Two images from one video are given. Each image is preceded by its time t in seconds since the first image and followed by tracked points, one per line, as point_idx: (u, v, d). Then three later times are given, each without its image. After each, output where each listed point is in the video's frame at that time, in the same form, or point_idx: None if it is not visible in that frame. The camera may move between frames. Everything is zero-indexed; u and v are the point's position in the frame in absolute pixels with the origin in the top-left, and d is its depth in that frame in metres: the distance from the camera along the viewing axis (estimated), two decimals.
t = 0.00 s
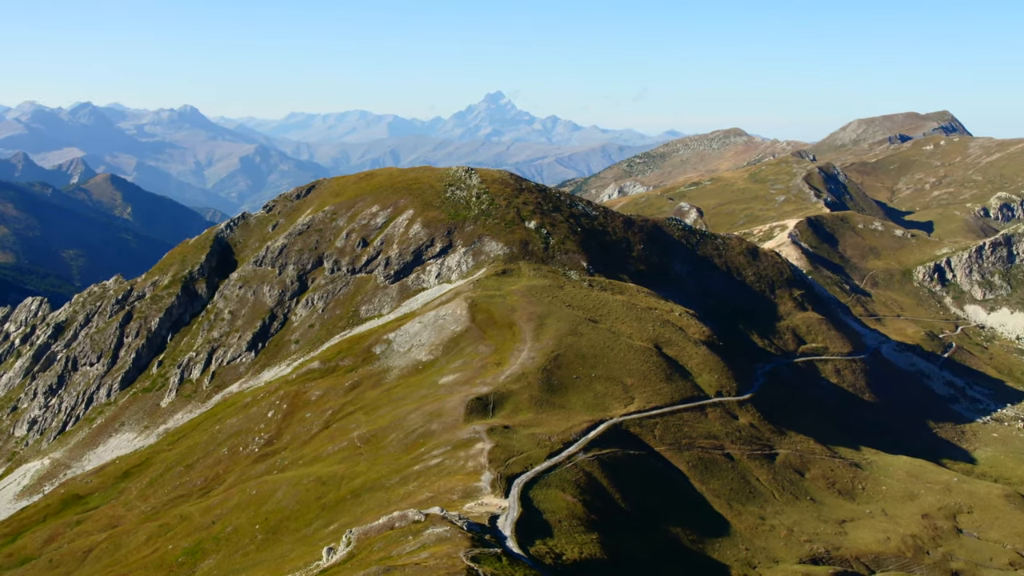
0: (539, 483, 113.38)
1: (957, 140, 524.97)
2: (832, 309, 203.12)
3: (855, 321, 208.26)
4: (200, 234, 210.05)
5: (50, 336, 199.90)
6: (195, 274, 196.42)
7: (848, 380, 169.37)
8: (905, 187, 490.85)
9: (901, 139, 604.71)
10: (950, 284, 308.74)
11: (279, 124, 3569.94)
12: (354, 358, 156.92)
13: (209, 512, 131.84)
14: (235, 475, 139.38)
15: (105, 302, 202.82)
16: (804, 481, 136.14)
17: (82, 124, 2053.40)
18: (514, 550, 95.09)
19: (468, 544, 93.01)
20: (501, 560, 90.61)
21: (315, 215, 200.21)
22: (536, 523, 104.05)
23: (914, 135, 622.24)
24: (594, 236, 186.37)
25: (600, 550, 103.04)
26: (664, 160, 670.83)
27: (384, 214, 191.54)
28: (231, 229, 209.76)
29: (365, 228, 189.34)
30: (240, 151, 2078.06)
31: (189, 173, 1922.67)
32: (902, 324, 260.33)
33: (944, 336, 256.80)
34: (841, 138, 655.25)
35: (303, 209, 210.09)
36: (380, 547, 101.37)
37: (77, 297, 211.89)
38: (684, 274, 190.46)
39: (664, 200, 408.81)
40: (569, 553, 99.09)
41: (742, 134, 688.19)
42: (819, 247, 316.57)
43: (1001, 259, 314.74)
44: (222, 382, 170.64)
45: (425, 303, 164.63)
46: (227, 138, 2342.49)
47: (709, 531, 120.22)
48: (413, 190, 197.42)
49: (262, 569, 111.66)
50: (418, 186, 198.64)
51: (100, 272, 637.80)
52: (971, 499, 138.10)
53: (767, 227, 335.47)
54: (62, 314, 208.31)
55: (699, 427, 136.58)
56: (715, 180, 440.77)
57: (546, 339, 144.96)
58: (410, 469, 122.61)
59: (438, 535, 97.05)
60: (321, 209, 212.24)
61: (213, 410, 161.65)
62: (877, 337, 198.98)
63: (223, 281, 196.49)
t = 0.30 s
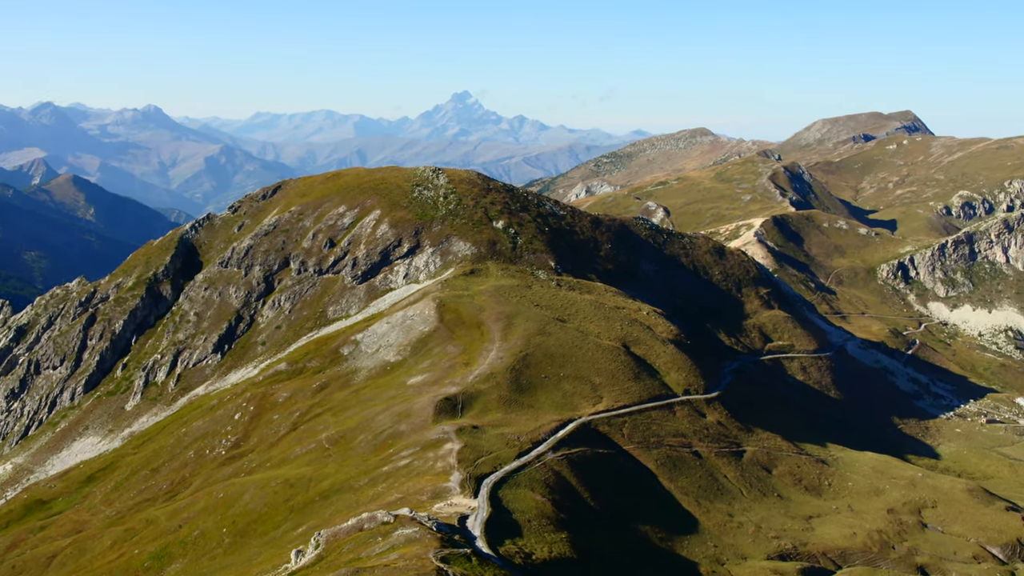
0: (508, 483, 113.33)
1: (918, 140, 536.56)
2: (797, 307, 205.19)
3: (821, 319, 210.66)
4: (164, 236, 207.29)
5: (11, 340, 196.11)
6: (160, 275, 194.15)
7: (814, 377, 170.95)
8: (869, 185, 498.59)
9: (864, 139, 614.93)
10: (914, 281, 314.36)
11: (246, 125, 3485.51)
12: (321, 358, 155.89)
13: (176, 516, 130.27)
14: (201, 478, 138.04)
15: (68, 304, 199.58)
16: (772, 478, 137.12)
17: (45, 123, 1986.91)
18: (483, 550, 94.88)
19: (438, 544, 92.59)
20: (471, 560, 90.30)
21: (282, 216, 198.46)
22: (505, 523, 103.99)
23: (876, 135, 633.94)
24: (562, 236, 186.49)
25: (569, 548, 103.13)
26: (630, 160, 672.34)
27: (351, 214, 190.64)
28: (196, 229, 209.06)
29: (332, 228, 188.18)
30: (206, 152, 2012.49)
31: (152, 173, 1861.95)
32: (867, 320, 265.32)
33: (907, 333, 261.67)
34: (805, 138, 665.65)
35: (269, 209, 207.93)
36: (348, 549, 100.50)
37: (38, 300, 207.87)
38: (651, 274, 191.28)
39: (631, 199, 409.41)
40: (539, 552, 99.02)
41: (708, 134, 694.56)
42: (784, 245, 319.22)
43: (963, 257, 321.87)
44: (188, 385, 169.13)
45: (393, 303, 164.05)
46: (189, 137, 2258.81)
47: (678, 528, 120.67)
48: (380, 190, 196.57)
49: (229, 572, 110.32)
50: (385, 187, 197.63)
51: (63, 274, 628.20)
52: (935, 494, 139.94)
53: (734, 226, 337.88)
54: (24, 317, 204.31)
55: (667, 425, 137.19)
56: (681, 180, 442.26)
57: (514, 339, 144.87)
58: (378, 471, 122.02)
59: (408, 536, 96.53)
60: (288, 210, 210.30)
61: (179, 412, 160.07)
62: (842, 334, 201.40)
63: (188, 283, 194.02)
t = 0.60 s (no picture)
0: (477, 483, 113.31)
1: (882, 140, 547.24)
2: (763, 306, 207.04)
3: (787, 317, 212.85)
4: (128, 238, 204.36)
5: None
6: (124, 277, 191.45)
7: (781, 374, 172.32)
8: (833, 184, 506.30)
9: (829, 138, 623.97)
10: (878, 279, 323.03)
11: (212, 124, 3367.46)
12: (288, 360, 154.49)
13: (142, 520, 128.73)
14: (167, 481, 136.68)
15: (29, 307, 196.44)
16: (739, 475, 137.97)
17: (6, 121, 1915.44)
18: (453, 551, 94.85)
19: (408, 546, 92.26)
20: (441, 561, 90.06)
21: (247, 216, 195.61)
22: (475, 523, 103.97)
23: (841, 134, 644.58)
24: (529, 236, 186.40)
25: (539, 548, 103.27)
26: (597, 160, 676.04)
27: (318, 214, 189.27)
28: (160, 232, 204.99)
29: (298, 229, 186.67)
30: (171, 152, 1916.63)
31: (116, 173, 1791.29)
32: (832, 319, 267.70)
33: (872, 330, 266.30)
34: (771, 137, 675.84)
35: (234, 210, 205.78)
36: (317, 551, 99.69)
37: None
38: (619, 273, 191.88)
39: (599, 199, 409.24)
40: (509, 552, 99.10)
41: (674, 134, 701.02)
42: (750, 244, 322.01)
43: (926, 255, 333.16)
44: (153, 387, 167.42)
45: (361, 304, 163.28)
46: (155, 136, 2175.50)
47: (647, 526, 121.17)
48: (347, 190, 195.10)
49: None
50: (351, 187, 196.25)
51: (23, 277, 614.80)
52: (900, 489, 141.36)
53: (700, 226, 338.79)
54: None
55: (635, 424, 137.67)
56: (648, 179, 444.04)
57: (482, 339, 144.70)
58: (347, 472, 121.46)
59: (377, 537, 96.05)
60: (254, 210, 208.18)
61: (144, 416, 158.45)
62: (808, 332, 203.77)
63: (152, 285, 191.47)
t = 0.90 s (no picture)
0: (446, 483, 113.16)
1: (846, 139, 558.34)
2: (730, 304, 208.98)
3: (753, 315, 215.29)
4: (92, 239, 201.65)
5: None
6: (87, 279, 188.50)
7: (747, 372, 173.82)
8: (798, 184, 514.01)
9: (794, 138, 630.71)
10: (843, 277, 332.48)
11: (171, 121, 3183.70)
12: (255, 362, 153.05)
13: (107, 525, 126.99)
14: (133, 485, 135.07)
15: None
16: (707, 472, 138.67)
17: None
18: (423, 552, 94.77)
19: (376, 547, 91.82)
20: (410, 562, 89.81)
21: (212, 217, 193.45)
22: (444, 524, 103.83)
23: (806, 134, 652.36)
24: (497, 236, 186.19)
25: (508, 547, 103.22)
26: (564, 161, 677.48)
27: (284, 215, 187.39)
28: (124, 233, 202.12)
29: (265, 230, 184.74)
30: (131, 152, 1835.45)
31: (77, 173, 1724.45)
32: (799, 317, 270.72)
33: (838, 328, 270.16)
34: (738, 137, 687.37)
35: (200, 211, 204.21)
36: (285, 554, 98.75)
37: None
38: (587, 272, 192.10)
39: (567, 199, 408.81)
40: (478, 552, 99.01)
41: (641, 134, 707.68)
42: (717, 243, 323.30)
43: (890, 253, 345.76)
44: (118, 391, 165.56)
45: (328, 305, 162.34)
46: (119, 135, 2095.66)
47: (616, 524, 121.49)
48: (314, 190, 193.45)
49: None
50: (318, 186, 194.69)
51: None
52: (866, 485, 142.75)
53: (667, 225, 339.26)
54: None
55: (604, 423, 138.04)
56: (616, 177, 446.71)
57: (450, 339, 144.41)
58: (315, 474, 120.65)
59: (346, 539, 95.41)
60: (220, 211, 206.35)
61: (108, 419, 156.63)
62: (774, 330, 206.33)
63: (116, 287, 189.06)
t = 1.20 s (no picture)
0: (416, 484, 112.91)
1: (811, 138, 567.10)
2: (697, 304, 210.96)
3: (720, 314, 217.53)
4: (54, 242, 198.86)
5: None
6: (49, 281, 185.65)
7: (715, 370, 175.50)
8: (765, 183, 520.15)
9: (759, 138, 637.10)
10: (809, 275, 337.62)
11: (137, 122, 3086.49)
12: (221, 364, 151.73)
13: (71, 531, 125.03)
14: (98, 490, 133.36)
15: None
16: (675, 470, 139.28)
17: None
18: (392, 553, 94.42)
19: (345, 549, 91.20)
20: (379, 564, 89.42)
21: (178, 218, 191.23)
22: (413, 525, 103.40)
23: (772, 134, 659.47)
24: (465, 235, 185.92)
25: (478, 547, 103.13)
26: (531, 161, 678.08)
27: (251, 215, 185.66)
28: (87, 234, 199.59)
29: (231, 231, 182.80)
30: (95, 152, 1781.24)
31: (38, 175, 1668.52)
32: (765, 315, 273.38)
33: (805, 326, 273.57)
34: (704, 136, 695.22)
35: (165, 212, 202.34)
36: (254, 557, 97.69)
37: None
38: (555, 271, 192.39)
39: (534, 199, 408.23)
40: (448, 553, 98.76)
41: (608, 134, 712.57)
42: (684, 242, 325.21)
43: (855, 251, 349.36)
44: (81, 394, 163.62)
45: (296, 306, 161.28)
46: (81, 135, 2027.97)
47: (586, 523, 121.63)
48: (281, 191, 191.87)
49: None
50: (284, 187, 193.19)
51: None
52: (833, 481, 144.20)
53: (635, 225, 340.34)
54: None
55: (573, 422, 138.38)
56: (584, 177, 447.81)
57: (419, 339, 144.09)
58: (283, 476, 119.72)
59: (314, 542, 94.61)
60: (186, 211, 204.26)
61: (72, 424, 154.77)
62: (741, 329, 208.93)
63: (80, 289, 186.46)
